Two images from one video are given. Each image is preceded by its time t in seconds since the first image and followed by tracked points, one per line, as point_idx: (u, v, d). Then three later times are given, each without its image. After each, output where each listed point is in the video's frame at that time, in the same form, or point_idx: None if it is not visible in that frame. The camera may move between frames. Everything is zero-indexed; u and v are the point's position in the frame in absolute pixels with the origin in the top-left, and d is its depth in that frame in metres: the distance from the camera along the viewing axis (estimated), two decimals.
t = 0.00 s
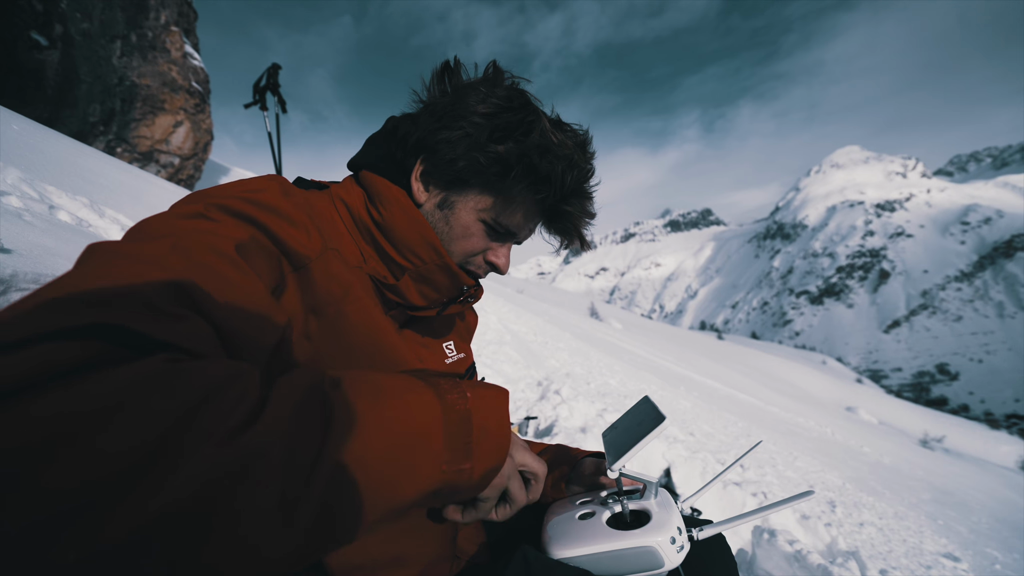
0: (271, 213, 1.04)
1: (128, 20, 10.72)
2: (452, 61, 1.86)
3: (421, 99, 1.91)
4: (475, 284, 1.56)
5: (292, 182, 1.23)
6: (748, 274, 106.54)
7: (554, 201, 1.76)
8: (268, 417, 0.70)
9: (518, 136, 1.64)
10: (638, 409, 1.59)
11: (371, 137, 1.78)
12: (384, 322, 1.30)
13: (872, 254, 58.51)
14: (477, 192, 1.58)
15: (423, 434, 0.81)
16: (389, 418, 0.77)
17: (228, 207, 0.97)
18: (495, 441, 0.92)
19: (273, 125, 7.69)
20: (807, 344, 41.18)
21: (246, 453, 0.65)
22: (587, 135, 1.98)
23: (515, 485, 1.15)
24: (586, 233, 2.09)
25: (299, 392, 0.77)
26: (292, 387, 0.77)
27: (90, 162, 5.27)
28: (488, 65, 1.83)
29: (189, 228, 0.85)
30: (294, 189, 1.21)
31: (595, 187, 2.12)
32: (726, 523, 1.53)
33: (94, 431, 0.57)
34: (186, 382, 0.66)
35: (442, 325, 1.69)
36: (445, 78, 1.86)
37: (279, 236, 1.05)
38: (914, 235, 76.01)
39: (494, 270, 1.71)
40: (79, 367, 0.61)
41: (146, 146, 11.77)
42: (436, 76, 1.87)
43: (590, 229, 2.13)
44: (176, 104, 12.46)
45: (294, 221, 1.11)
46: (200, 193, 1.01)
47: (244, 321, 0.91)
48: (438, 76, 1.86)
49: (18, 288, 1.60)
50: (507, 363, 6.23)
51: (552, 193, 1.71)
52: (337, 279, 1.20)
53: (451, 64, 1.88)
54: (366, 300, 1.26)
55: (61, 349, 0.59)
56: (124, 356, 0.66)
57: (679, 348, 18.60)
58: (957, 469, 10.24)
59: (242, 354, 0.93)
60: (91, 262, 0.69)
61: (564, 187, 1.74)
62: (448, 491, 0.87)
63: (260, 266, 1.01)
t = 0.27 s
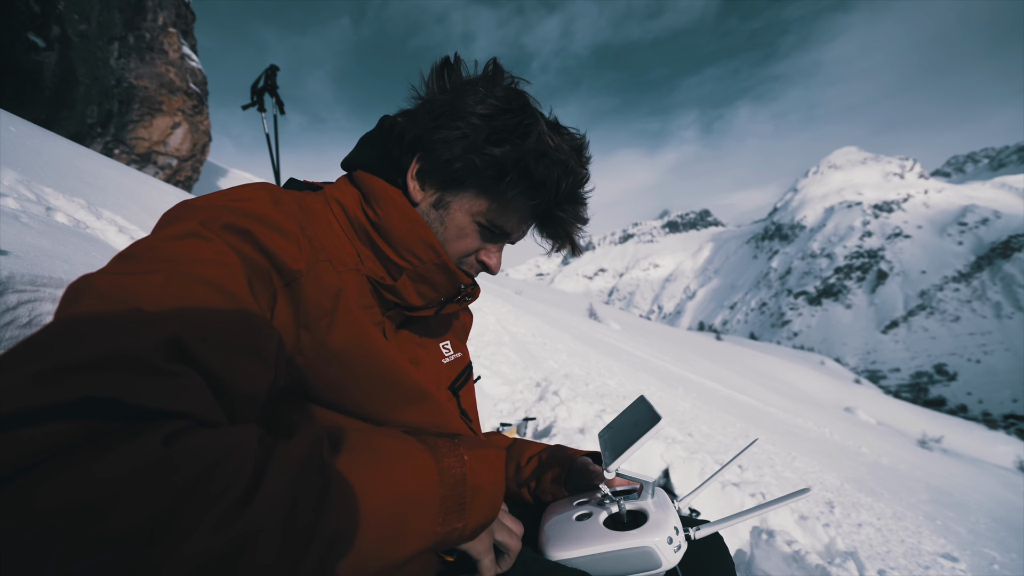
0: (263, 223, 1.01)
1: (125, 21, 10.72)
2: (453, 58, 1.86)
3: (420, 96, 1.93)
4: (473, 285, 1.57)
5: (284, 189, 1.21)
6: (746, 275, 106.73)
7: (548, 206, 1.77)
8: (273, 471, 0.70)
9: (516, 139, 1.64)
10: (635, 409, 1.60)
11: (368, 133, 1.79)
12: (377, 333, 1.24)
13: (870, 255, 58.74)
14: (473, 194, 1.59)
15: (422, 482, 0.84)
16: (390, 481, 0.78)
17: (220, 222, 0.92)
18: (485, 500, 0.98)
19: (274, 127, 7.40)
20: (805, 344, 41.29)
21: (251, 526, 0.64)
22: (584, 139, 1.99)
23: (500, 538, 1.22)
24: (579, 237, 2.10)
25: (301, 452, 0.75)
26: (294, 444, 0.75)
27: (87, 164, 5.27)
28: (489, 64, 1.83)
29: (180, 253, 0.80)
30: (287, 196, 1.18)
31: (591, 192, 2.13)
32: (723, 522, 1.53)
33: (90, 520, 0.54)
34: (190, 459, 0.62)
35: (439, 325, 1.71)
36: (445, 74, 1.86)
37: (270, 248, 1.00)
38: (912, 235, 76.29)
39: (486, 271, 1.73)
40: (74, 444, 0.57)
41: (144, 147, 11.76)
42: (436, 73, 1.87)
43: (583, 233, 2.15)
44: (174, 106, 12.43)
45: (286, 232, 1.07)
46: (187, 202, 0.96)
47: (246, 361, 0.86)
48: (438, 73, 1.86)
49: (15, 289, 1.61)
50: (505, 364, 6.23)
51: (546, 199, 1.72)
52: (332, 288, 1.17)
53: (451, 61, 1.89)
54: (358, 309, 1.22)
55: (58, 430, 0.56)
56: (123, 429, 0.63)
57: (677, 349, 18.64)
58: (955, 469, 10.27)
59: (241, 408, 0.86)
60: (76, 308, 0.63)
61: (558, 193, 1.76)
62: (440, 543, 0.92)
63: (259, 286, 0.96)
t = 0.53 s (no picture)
0: (264, 225, 1.01)
1: (123, 21, 10.69)
2: (458, 61, 1.86)
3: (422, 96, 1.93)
4: (474, 285, 1.57)
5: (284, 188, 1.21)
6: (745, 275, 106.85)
7: (548, 213, 1.78)
8: (288, 479, 0.69)
9: (517, 144, 1.64)
10: (634, 409, 1.60)
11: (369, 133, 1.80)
12: (382, 332, 1.25)
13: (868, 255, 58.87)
14: (473, 199, 1.59)
15: (426, 468, 0.83)
16: (394, 468, 0.78)
17: (226, 223, 0.92)
18: (492, 474, 0.97)
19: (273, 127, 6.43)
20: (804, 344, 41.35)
21: (274, 518, 0.65)
22: (586, 145, 1.99)
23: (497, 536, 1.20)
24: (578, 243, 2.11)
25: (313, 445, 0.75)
26: (305, 435, 0.76)
27: (85, 164, 5.25)
28: (494, 67, 1.83)
29: (186, 254, 0.79)
30: (287, 197, 1.17)
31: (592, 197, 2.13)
32: (721, 521, 1.54)
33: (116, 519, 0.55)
34: (209, 458, 0.62)
35: (441, 325, 1.70)
36: (449, 76, 1.86)
37: (270, 248, 1.00)
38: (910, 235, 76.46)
39: (485, 275, 1.73)
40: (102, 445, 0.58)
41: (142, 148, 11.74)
42: (440, 75, 1.87)
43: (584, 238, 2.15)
44: (172, 107, 12.40)
45: (287, 233, 1.07)
46: (188, 202, 0.95)
47: (256, 356, 0.86)
48: (442, 75, 1.86)
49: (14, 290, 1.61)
50: (504, 364, 6.23)
51: (546, 207, 1.73)
52: (336, 287, 1.17)
53: (456, 62, 1.89)
54: (361, 308, 1.22)
55: (87, 432, 0.57)
56: (148, 428, 0.63)
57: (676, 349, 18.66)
58: (954, 468, 10.29)
59: (252, 407, 0.87)
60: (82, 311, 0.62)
61: (559, 200, 1.76)
62: (449, 524, 0.92)
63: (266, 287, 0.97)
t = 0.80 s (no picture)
0: (268, 225, 1.01)
1: (123, 22, 10.68)
2: (462, 68, 1.88)
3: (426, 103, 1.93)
4: (478, 289, 1.60)
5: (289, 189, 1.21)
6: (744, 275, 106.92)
7: (553, 217, 1.78)
8: (275, 472, 0.70)
9: (522, 150, 1.65)
10: (633, 408, 1.60)
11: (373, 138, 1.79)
12: (384, 334, 1.27)
13: (867, 255, 59.01)
14: (479, 203, 1.59)
15: (423, 479, 0.83)
16: (392, 479, 0.77)
17: (232, 221, 0.94)
18: (490, 485, 0.97)
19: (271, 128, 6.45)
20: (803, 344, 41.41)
21: (257, 518, 0.65)
22: (588, 151, 2.00)
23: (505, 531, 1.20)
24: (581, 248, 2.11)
25: (301, 454, 0.75)
26: (299, 437, 0.76)
27: (84, 164, 5.25)
28: (497, 75, 1.85)
29: (191, 252, 0.80)
30: (293, 199, 1.18)
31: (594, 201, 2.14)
32: (718, 522, 1.54)
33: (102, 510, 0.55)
34: (199, 451, 0.64)
35: (444, 328, 1.70)
36: (453, 84, 1.88)
37: (276, 249, 1.01)
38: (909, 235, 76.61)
39: (489, 280, 1.70)
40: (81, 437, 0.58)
41: (141, 148, 11.74)
42: (444, 82, 1.88)
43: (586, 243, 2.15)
44: (171, 107, 12.41)
45: (293, 234, 1.07)
46: (193, 202, 0.96)
47: (253, 352, 0.86)
48: (446, 82, 1.87)
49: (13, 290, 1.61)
50: (504, 365, 6.23)
51: (551, 211, 1.73)
52: (341, 291, 1.17)
53: (459, 70, 1.90)
54: (365, 311, 1.22)
55: (65, 419, 0.56)
56: (130, 420, 0.63)
57: (676, 349, 18.69)
58: (953, 467, 10.30)
59: (246, 405, 0.88)
60: (87, 302, 0.63)
61: (564, 205, 1.77)
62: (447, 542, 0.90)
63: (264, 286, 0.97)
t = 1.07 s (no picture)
0: (256, 222, 1.02)
1: (120, 20, 10.65)
2: (459, 65, 1.87)
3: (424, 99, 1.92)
4: (473, 286, 1.59)
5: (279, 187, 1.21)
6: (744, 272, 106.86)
7: (549, 216, 1.78)
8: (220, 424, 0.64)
9: (519, 147, 1.65)
10: (629, 404, 1.60)
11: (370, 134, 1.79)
12: (377, 328, 1.27)
13: (867, 251, 58.99)
14: (475, 200, 1.59)
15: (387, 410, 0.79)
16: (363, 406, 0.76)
17: (208, 228, 0.90)
18: (480, 396, 0.92)
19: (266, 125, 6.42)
20: (803, 340, 41.45)
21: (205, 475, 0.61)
22: (587, 150, 2.00)
23: (513, 437, 1.08)
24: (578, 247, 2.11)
25: (250, 406, 0.69)
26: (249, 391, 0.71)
27: (82, 163, 5.25)
28: (495, 72, 1.85)
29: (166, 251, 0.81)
30: (286, 197, 1.18)
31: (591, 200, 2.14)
32: (713, 517, 1.55)
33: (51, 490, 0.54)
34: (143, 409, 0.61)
35: (442, 326, 1.71)
36: (450, 80, 1.87)
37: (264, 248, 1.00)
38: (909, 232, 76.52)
39: (485, 278, 1.70)
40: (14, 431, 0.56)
41: (140, 146, 11.73)
42: (441, 78, 1.87)
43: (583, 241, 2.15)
44: (169, 105, 12.39)
45: (281, 230, 1.08)
46: (181, 201, 0.96)
47: (231, 349, 0.88)
48: (443, 79, 1.86)
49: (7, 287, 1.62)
50: (503, 362, 6.24)
51: (548, 209, 1.73)
52: (332, 289, 1.18)
53: (457, 67, 1.90)
54: (358, 307, 1.23)
55: None
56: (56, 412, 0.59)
57: (676, 346, 18.70)
58: (952, 463, 10.32)
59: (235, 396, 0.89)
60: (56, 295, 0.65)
61: (561, 203, 1.77)
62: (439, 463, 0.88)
63: (246, 282, 0.95)
